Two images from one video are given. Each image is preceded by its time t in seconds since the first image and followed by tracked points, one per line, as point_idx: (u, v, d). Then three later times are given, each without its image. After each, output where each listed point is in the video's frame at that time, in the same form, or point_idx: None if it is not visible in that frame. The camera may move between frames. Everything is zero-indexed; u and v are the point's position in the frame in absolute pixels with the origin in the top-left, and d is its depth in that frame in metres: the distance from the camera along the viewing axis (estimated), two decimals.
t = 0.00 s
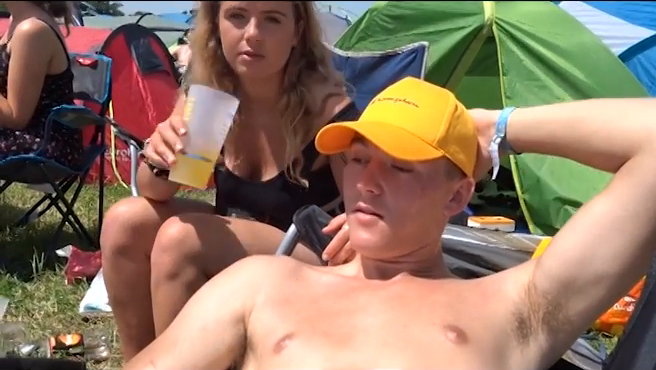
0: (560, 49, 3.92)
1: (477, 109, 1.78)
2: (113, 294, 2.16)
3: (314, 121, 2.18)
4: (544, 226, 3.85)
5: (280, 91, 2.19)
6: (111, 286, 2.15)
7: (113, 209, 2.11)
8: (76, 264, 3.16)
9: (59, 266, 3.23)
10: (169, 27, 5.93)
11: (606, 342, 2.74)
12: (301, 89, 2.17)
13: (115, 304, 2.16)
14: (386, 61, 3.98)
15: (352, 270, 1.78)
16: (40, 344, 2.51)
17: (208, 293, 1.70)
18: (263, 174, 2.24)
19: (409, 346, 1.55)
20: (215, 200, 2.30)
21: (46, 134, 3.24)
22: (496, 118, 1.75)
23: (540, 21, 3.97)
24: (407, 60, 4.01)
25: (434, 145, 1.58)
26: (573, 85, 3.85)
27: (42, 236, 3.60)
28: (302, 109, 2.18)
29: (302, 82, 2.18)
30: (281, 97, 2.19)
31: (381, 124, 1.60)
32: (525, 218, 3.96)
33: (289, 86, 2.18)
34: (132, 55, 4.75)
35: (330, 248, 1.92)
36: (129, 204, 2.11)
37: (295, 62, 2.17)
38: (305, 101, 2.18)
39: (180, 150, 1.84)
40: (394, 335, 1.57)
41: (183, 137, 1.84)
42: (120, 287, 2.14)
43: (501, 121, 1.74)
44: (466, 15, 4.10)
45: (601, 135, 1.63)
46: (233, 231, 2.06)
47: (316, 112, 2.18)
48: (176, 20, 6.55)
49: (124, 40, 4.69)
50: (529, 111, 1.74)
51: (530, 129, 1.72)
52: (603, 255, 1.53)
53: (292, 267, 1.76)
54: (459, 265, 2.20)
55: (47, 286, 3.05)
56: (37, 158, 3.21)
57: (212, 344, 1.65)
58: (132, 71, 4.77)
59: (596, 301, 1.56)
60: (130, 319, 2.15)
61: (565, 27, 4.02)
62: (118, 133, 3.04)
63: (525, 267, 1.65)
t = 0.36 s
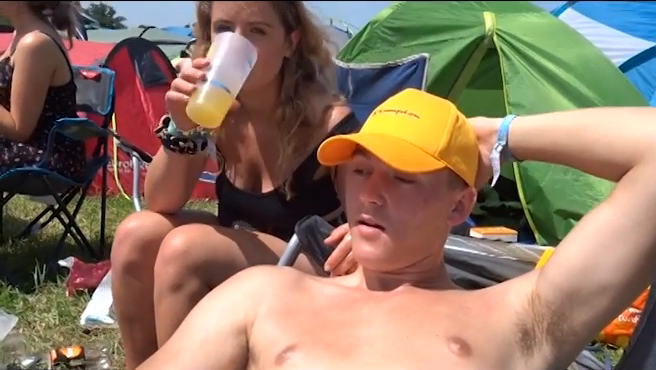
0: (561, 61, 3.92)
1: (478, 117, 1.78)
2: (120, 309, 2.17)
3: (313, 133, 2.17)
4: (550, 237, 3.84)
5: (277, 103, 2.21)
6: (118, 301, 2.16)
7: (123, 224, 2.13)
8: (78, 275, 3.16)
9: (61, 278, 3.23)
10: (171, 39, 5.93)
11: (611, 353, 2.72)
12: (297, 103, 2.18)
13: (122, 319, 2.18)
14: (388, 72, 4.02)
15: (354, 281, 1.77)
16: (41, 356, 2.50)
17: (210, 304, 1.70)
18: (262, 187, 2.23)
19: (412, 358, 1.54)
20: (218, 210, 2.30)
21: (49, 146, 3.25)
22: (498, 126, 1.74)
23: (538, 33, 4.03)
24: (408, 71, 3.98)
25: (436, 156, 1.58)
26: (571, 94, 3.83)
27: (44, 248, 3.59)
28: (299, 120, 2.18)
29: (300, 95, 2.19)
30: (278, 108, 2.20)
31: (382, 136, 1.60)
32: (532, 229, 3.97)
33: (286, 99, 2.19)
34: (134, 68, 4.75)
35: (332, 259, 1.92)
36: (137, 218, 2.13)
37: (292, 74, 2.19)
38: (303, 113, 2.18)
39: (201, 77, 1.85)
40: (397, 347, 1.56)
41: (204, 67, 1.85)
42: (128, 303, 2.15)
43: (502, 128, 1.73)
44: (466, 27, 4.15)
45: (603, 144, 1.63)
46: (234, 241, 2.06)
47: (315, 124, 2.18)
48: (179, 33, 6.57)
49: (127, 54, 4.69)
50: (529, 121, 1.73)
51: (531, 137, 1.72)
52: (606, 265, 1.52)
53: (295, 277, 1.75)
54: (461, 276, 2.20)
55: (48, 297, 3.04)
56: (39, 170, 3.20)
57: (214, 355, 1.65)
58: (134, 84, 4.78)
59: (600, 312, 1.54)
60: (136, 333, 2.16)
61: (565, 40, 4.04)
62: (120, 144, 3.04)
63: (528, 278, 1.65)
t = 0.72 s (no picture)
0: (564, 63, 3.94)
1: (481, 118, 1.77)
2: (124, 313, 2.17)
3: (318, 135, 2.17)
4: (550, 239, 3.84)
5: (278, 105, 2.20)
6: (123, 305, 2.16)
7: (128, 228, 2.14)
8: (81, 279, 3.16)
9: (64, 282, 3.23)
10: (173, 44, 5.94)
11: (616, 356, 2.71)
12: (301, 105, 2.18)
13: (126, 323, 2.17)
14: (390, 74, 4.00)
15: (357, 284, 1.77)
16: (44, 360, 2.51)
17: (213, 307, 1.69)
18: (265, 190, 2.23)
19: (417, 362, 1.53)
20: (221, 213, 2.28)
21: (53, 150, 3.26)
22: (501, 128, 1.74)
23: (542, 36, 4.06)
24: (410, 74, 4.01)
25: (440, 158, 1.57)
26: (575, 96, 3.82)
27: (47, 252, 3.60)
28: (304, 123, 2.19)
29: (302, 98, 2.19)
30: (279, 111, 2.20)
31: (386, 137, 1.60)
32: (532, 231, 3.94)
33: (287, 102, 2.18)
34: (138, 73, 4.78)
35: (335, 262, 1.92)
36: (144, 222, 2.13)
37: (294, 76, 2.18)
38: (306, 115, 2.20)
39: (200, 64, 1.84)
40: (401, 349, 1.55)
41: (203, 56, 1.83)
42: (132, 307, 2.15)
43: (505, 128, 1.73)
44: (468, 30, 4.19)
45: (608, 145, 1.62)
46: (238, 244, 2.06)
47: (319, 126, 2.18)
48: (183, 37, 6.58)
49: (130, 58, 4.77)
50: (531, 122, 1.74)
51: (536, 138, 1.71)
52: (610, 267, 1.51)
53: (298, 280, 1.74)
54: (465, 279, 2.18)
55: (51, 301, 3.04)
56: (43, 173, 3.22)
57: (217, 357, 1.64)
58: (138, 89, 4.79)
59: (605, 315, 1.54)
60: (140, 336, 2.16)
61: (568, 42, 4.06)
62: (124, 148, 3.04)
63: (533, 281, 1.64)
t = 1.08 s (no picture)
0: (566, 58, 3.91)
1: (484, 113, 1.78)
2: (127, 309, 2.18)
3: (318, 130, 2.19)
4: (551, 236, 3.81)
5: (277, 101, 2.19)
6: (126, 301, 2.18)
7: (130, 223, 2.14)
8: (83, 274, 3.17)
9: (66, 277, 3.24)
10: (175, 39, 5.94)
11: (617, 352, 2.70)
12: (299, 102, 2.18)
13: (128, 318, 2.19)
14: (392, 70, 4.03)
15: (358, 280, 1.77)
16: (47, 355, 2.52)
17: (215, 302, 1.70)
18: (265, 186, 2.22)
19: (418, 358, 1.54)
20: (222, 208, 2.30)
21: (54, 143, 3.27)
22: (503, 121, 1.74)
23: (544, 32, 4.03)
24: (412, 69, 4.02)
25: (448, 154, 1.58)
26: (575, 92, 3.82)
27: (49, 247, 3.61)
28: (303, 117, 2.19)
29: (301, 94, 2.19)
30: (279, 106, 2.19)
31: (394, 131, 1.61)
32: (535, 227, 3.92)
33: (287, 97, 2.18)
34: (139, 69, 4.77)
35: (337, 256, 1.92)
36: (147, 217, 2.14)
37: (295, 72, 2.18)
38: (304, 112, 2.19)
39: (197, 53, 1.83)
40: (402, 345, 1.56)
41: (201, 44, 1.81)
42: (135, 302, 2.17)
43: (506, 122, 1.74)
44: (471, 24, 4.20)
45: (610, 139, 1.63)
46: (239, 240, 2.06)
47: (319, 120, 2.19)
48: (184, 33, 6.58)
49: (131, 54, 4.70)
50: (533, 116, 1.74)
51: (538, 132, 1.72)
52: (612, 263, 1.52)
53: (300, 275, 1.75)
54: (466, 274, 2.18)
55: (54, 296, 3.05)
56: (44, 169, 3.23)
57: (219, 352, 1.65)
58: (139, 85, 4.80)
59: (606, 310, 1.54)
60: (142, 331, 2.17)
61: (570, 37, 4.03)
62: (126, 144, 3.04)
63: (534, 276, 1.65)
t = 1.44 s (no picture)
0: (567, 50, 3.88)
1: (486, 104, 1.78)
2: (129, 300, 2.20)
3: (317, 122, 2.18)
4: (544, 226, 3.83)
5: (276, 94, 2.16)
6: (128, 292, 2.19)
7: (131, 215, 2.14)
8: (85, 266, 3.18)
9: (68, 269, 3.25)
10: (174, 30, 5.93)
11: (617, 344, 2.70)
12: (297, 95, 2.16)
13: (130, 309, 2.20)
14: (393, 62, 4.13)
15: (359, 272, 1.79)
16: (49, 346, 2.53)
17: (217, 293, 1.71)
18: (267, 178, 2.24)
19: (419, 350, 1.54)
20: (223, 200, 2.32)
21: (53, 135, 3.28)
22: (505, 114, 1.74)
23: (546, 22, 4.07)
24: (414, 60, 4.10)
25: (448, 145, 1.58)
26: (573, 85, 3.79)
27: (51, 239, 3.62)
28: (301, 110, 2.18)
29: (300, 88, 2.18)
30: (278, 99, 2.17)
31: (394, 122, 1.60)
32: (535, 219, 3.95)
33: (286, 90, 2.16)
34: (139, 61, 4.74)
35: (337, 249, 1.93)
36: (147, 209, 2.14)
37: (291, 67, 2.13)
38: (302, 105, 2.18)
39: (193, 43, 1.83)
40: (402, 337, 1.57)
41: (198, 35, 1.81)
42: (137, 294, 2.18)
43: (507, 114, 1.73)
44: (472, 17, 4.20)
45: (611, 129, 1.63)
46: (240, 232, 2.07)
47: (319, 113, 2.18)
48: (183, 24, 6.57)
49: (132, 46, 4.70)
50: (535, 108, 1.74)
51: (539, 124, 1.72)
52: (613, 255, 1.52)
53: (301, 268, 1.76)
54: (467, 266, 2.19)
55: (56, 288, 3.06)
56: (45, 161, 3.23)
57: (220, 344, 1.65)
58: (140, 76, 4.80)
59: (607, 302, 1.55)
60: (145, 324, 2.19)
61: (573, 29, 4.03)
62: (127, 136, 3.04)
63: (535, 268, 1.65)
